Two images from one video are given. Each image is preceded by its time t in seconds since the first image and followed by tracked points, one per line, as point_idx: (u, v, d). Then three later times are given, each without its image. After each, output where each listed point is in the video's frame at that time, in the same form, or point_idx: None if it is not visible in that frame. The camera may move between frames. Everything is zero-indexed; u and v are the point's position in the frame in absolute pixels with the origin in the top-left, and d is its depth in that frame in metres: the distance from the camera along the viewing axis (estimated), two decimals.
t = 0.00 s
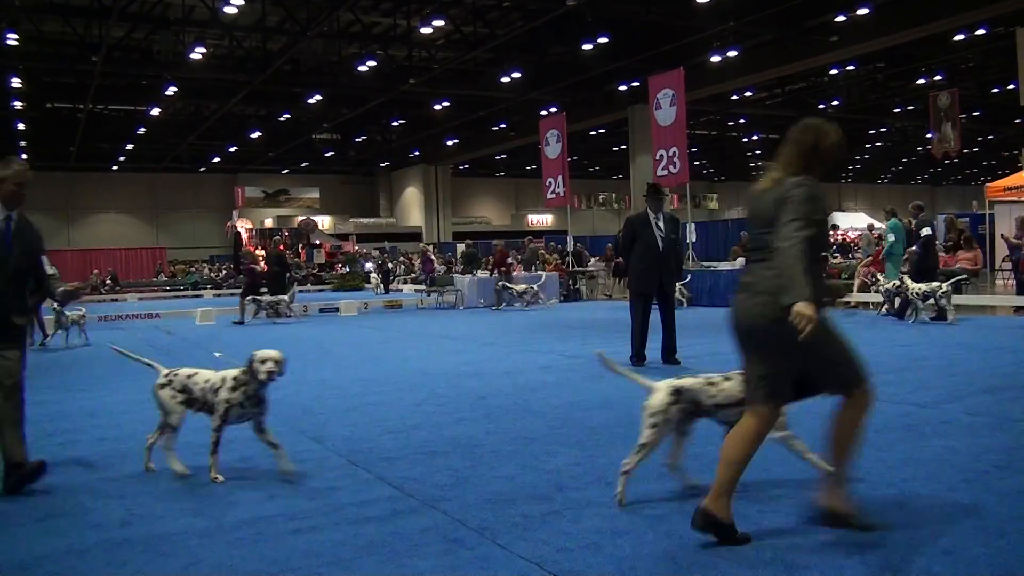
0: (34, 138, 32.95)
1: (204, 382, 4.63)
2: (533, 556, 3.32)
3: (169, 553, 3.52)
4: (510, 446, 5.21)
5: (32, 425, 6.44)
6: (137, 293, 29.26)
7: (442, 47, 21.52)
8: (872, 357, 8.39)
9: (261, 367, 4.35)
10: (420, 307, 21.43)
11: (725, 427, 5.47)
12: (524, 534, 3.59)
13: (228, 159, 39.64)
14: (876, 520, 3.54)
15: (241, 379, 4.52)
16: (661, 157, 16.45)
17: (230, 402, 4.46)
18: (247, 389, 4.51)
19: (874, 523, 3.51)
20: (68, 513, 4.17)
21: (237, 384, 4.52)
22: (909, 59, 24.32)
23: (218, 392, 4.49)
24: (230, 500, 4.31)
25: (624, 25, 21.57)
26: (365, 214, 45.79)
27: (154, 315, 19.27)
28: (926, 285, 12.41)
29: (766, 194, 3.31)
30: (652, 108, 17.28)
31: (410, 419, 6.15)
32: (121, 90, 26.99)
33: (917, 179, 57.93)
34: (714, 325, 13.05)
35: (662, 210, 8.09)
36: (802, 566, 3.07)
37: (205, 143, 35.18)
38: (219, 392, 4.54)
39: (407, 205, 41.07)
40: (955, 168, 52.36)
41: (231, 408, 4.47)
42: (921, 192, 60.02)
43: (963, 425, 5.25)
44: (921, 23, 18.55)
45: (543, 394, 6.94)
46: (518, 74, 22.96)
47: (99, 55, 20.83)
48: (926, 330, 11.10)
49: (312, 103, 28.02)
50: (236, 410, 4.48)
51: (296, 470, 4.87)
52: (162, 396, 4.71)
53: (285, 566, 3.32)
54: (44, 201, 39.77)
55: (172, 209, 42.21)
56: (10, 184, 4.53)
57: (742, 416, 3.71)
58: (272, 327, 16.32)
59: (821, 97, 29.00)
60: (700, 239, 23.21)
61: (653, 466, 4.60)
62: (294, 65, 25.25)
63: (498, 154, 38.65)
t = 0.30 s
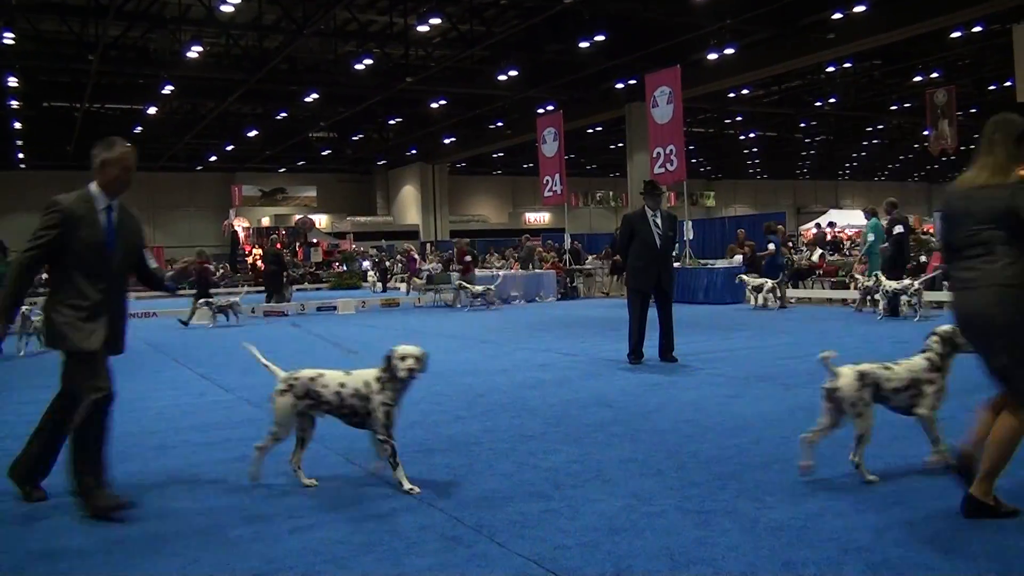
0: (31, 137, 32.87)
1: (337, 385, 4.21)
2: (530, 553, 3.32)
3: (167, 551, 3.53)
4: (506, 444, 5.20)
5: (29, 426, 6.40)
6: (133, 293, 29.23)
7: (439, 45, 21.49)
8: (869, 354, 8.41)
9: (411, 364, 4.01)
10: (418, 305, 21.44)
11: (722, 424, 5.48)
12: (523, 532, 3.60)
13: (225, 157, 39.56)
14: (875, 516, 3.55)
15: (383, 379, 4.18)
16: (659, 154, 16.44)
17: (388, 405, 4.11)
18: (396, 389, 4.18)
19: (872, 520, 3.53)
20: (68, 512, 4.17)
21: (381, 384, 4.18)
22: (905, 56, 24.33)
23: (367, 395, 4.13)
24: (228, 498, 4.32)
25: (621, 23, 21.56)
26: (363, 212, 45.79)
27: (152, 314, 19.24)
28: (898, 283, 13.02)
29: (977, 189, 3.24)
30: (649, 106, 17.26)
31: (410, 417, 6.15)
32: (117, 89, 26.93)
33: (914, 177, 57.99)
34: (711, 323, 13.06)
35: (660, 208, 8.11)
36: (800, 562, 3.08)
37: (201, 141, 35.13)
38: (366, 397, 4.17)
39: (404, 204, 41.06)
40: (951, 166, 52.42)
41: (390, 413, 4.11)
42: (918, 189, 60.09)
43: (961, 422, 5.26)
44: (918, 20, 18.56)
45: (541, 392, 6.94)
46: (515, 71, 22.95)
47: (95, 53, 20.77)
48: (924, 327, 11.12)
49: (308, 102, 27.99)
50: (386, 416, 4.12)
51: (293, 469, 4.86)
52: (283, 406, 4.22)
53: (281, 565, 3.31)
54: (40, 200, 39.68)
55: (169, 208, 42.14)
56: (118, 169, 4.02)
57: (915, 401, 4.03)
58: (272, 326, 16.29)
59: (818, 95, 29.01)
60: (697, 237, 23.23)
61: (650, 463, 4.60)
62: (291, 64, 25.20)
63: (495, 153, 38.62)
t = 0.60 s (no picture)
0: (25, 135, 32.74)
1: (484, 387, 4.03)
2: (528, 551, 3.31)
3: (162, 550, 3.51)
4: (502, 442, 5.18)
5: (24, 425, 6.37)
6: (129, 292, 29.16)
7: (435, 42, 21.47)
8: (865, 350, 8.43)
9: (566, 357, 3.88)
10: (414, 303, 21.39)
11: (719, 421, 5.47)
12: (522, 529, 3.58)
13: (221, 155, 39.48)
14: (871, 514, 3.55)
15: (534, 376, 4.02)
16: (654, 152, 16.41)
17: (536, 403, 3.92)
18: (546, 385, 4.02)
19: (869, 516, 3.52)
20: (63, 510, 4.15)
21: (529, 383, 4.01)
22: (901, 53, 24.34)
23: (516, 397, 3.95)
24: (223, 497, 4.30)
25: (617, 21, 21.56)
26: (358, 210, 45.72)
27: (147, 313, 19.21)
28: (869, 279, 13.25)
29: None
30: (645, 104, 17.26)
31: (405, 415, 6.12)
32: (113, 86, 26.85)
33: (910, 173, 58.04)
34: (707, 320, 13.06)
35: (657, 205, 8.10)
36: (797, 559, 3.08)
37: (197, 140, 35.08)
38: (514, 399, 3.99)
39: (400, 201, 41.01)
40: (947, 162, 52.46)
41: (539, 413, 3.93)
42: (914, 185, 60.15)
43: (955, 417, 5.27)
44: (913, 17, 18.58)
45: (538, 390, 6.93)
46: (511, 69, 22.93)
47: (90, 51, 20.71)
48: (918, 323, 11.14)
49: (304, 99, 27.93)
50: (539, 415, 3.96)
51: (288, 468, 4.84)
52: (421, 406, 4.04)
53: (277, 563, 3.30)
54: (35, 198, 39.59)
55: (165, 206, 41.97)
56: (271, 153, 4.01)
57: None
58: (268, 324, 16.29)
59: (813, 92, 29.03)
60: (693, 234, 23.24)
61: (648, 461, 4.58)
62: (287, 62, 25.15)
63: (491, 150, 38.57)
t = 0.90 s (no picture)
0: (19, 134, 32.64)
1: (631, 377, 3.83)
2: (521, 549, 3.32)
3: (158, 548, 3.50)
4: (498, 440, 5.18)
5: (19, 423, 6.36)
6: (123, 290, 29.10)
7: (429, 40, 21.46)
8: (860, 347, 8.44)
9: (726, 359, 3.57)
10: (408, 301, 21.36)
11: (719, 418, 5.46)
12: (517, 527, 3.58)
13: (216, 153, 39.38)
14: (866, 510, 3.55)
15: (684, 372, 3.77)
16: (649, 149, 16.39)
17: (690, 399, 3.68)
18: (700, 382, 3.76)
19: (863, 513, 3.52)
20: (60, 509, 4.14)
21: (682, 379, 3.77)
22: (896, 50, 24.38)
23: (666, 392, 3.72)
24: (218, 495, 4.30)
25: (612, 18, 21.56)
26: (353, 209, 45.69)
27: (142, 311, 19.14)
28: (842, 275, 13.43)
29: None
30: (639, 101, 17.24)
31: (400, 413, 6.11)
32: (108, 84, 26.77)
33: (905, 171, 58.15)
34: (701, 318, 13.08)
35: (651, 202, 8.11)
36: (790, 554, 3.10)
37: (192, 138, 35.01)
38: (657, 389, 3.79)
39: (395, 199, 40.95)
40: (941, 160, 52.57)
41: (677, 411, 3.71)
42: (909, 183, 60.27)
43: (949, 414, 5.29)
44: (907, 15, 18.61)
45: (533, 387, 6.93)
46: (506, 67, 22.93)
47: (84, 49, 20.67)
48: (913, 320, 11.15)
49: (298, 97, 27.90)
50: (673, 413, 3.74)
51: (282, 466, 4.83)
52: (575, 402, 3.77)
53: (271, 562, 3.29)
54: (29, 196, 39.48)
55: (159, 205, 41.87)
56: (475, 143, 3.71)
57: None
58: (261, 322, 16.24)
59: (808, 89, 29.07)
60: (687, 232, 23.25)
61: (642, 458, 4.59)
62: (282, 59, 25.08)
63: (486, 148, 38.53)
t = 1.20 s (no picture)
0: (15, 133, 32.58)
1: (793, 378, 3.76)
2: (519, 547, 3.31)
3: (155, 548, 3.49)
4: (494, 438, 5.18)
5: (16, 422, 6.34)
6: (120, 289, 29.06)
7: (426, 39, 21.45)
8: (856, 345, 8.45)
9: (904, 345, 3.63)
10: (405, 300, 21.38)
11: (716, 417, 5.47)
12: (515, 525, 3.57)
13: (213, 152, 39.33)
14: (861, 508, 3.56)
15: (849, 366, 3.78)
16: (646, 148, 16.39)
17: (861, 391, 3.68)
18: (862, 373, 3.79)
19: (859, 511, 3.53)
20: (55, 508, 4.13)
21: (847, 374, 3.78)
22: (892, 49, 24.40)
23: (834, 385, 3.71)
24: (215, 494, 4.28)
25: (608, 17, 21.56)
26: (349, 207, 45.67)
27: (137, 310, 19.12)
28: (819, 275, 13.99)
29: None
30: (636, 100, 17.25)
31: (400, 412, 6.10)
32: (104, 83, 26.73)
33: (901, 169, 58.26)
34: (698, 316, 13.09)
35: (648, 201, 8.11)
36: (787, 552, 3.10)
37: (188, 136, 34.95)
38: (831, 388, 3.75)
39: (392, 198, 40.94)
40: (937, 158, 52.66)
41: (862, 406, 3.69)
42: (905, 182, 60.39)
43: (944, 412, 5.30)
44: (903, 14, 18.63)
45: (530, 386, 6.94)
46: (503, 65, 22.93)
47: (80, 48, 20.62)
48: (909, 318, 11.18)
49: (294, 95, 27.87)
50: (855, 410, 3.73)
51: (280, 464, 4.82)
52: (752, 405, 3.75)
53: (268, 561, 3.28)
54: (25, 195, 39.38)
55: (156, 204, 41.81)
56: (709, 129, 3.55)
57: None
58: (259, 320, 16.25)
59: (804, 88, 29.11)
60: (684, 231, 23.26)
61: (638, 456, 4.59)
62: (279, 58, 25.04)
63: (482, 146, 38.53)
